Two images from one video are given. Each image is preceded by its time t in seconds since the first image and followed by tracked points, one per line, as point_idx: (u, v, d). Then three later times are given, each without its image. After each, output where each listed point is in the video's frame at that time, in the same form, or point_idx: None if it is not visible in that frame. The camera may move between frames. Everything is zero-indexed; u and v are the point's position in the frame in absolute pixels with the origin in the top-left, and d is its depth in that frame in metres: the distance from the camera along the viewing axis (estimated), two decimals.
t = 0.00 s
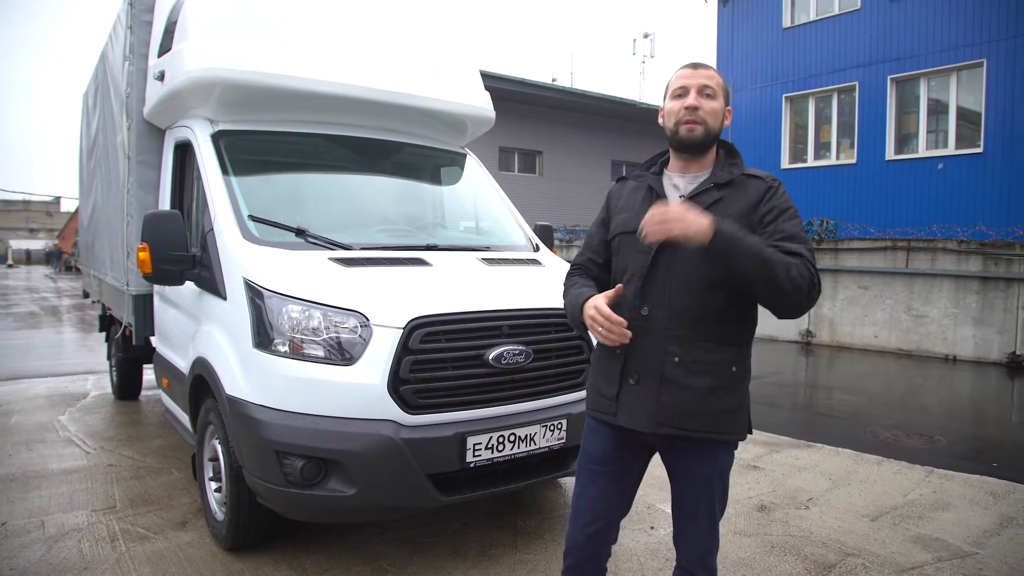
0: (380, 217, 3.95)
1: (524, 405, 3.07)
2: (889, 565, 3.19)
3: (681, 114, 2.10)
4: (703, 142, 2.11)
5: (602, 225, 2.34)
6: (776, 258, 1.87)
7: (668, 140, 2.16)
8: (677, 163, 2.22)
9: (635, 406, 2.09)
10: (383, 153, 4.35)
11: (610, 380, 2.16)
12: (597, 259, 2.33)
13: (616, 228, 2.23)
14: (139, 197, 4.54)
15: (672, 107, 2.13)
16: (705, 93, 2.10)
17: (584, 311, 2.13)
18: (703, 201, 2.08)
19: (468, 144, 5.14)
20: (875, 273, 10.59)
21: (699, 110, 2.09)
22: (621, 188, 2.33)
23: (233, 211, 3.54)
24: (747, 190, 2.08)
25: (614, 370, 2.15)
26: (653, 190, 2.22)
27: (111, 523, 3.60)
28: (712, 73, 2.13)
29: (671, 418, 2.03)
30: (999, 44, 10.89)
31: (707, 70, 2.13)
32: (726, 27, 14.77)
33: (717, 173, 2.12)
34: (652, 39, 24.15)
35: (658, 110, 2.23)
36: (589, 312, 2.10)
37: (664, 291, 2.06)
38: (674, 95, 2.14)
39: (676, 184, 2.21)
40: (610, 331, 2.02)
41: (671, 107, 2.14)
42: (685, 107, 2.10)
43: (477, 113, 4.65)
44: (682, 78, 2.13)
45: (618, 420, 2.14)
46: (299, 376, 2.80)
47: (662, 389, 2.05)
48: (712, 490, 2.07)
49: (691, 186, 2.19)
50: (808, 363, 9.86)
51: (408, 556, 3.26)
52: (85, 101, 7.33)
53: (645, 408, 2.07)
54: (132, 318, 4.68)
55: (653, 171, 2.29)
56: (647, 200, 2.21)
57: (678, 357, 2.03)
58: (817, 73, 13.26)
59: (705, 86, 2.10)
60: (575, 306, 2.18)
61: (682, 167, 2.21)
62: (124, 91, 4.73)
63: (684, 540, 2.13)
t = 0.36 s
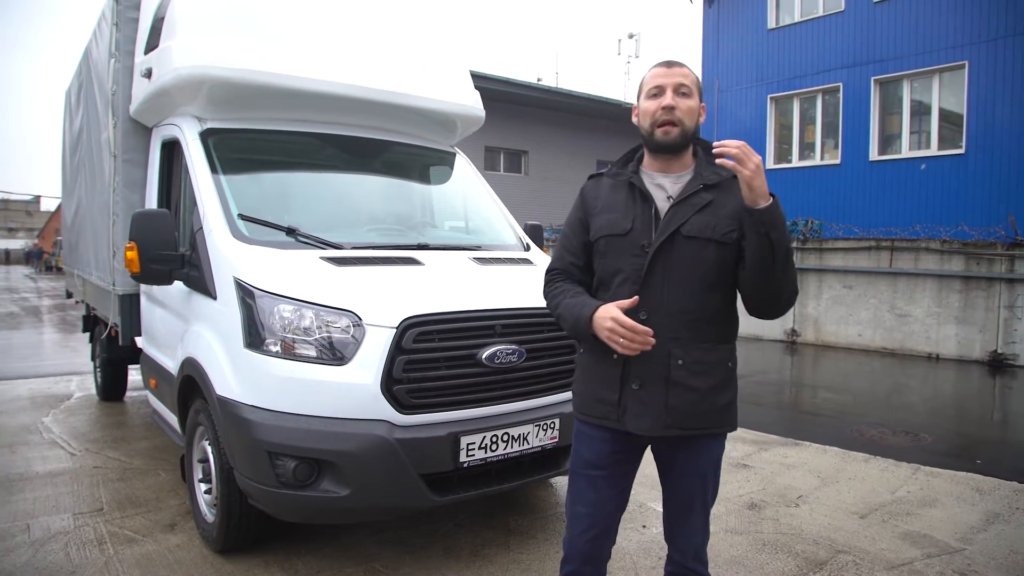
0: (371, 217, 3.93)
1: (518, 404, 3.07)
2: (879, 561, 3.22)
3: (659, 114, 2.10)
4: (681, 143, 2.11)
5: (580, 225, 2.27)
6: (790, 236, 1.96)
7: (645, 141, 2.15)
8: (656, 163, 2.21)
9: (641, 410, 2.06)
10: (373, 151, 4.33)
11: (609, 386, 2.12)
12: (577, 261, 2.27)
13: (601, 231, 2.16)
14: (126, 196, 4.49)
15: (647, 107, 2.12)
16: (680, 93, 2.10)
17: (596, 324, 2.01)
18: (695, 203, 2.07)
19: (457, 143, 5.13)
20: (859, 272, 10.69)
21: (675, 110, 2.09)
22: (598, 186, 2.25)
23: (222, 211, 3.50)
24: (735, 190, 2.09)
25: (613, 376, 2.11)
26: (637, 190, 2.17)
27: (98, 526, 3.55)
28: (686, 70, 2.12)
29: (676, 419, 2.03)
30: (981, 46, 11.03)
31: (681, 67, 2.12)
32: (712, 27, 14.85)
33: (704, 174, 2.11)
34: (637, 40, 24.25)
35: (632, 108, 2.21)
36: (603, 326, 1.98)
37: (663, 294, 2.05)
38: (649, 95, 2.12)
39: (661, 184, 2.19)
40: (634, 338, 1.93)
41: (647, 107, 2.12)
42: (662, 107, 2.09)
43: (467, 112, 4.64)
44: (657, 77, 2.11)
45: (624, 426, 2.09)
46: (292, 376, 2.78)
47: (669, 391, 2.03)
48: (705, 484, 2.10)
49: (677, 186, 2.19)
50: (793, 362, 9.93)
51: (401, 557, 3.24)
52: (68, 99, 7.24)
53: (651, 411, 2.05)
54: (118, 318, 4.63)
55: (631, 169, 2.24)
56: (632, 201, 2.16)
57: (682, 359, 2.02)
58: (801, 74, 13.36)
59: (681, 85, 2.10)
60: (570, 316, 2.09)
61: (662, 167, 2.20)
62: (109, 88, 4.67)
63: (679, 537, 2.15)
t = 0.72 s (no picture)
0: (365, 216, 3.92)
1: (514, 404, 3.06)
2: (873, 558, 3.25)
3: (624, 128, 2.11)
4: (647, 148, 2.13)
5: (552, 227, 2.23)
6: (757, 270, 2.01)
7: (613, 149, 2.16)
8: (627, 162, 2.21)
9: (634, 409, 2.04)
10: (366, 150, 4.31)
11: (598, 388, 2.08)
12: (553, 264, 2.23)
13: (579, 232, 2.13)
14: (115, 194, 4.44)
15: (612, 119, 2.13)
16: (642, 100, 2.10)
17: (592, 329, 1.98)
18: (671, 199, 2.08)
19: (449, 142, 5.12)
20: (846, 271, 10.77)
21: (639, 121, 2.09)
22: (569, 187, 2.22)
23: (216, 209, 3.47)
24: (707, 186, 2.13)
25: (601, 377, 2.08)
26: (611, 189, 2.15)
27: (89, 528, 3.51)
28: (645, 73, 2.11)
29: (668, 415, 2.04)
30: (966, 48, 11.15)
31: (639, 70, 2.11)
32: (700, 28, 14.91)
33: (676, 170, 2.13)
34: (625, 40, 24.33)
35: (596, 115, 2.21)
36: (600, 330, 1.95)
37: (648, 293, 2.05)
38: (612, 105, 2.12)
39: (635, 183, 2.19)
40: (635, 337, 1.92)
41: (612, 118, 2.13)
42: (626, 120, 2.10)
43: (460, 111, 4.62)
44: (616, 86, 2.10)
45: (617, 426, 2.07)
46: (289, 376, 2.76)
47: (661, 387, 2.03)
48: (694, 479, 2.12)
49: (650, 184, 2.20)
50: (781, 361, 9.99)
51: (397, 557, 3.23)
52: (54, 96, 7.17)
53: (645, 409, 2.04)
54: (108, 317, 4.58)
55: (601, 167, 2.22)
56: (607, 200, 2.14)
57: (671, 355, 2.03)
58: (789, 75, 13.45)
59: (641, 92, 2.09)
60: (559, 321, 2.06)
61: (634, 167, 2.21)
62: (98, 85, 4.61)
63: (671, 534, 2.16)
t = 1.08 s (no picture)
0: (363, 216, 3.91)
1: (515, 403, 3.06)
2: (871, 556, 3.27)
3: (603, 119, 2.09)
4: (627, 139, 2.11)
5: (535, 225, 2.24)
6: (723, 301, 1.97)
7: (593, 143, 2.14)
8: (609, 158, 2.19)
9: (610, 409, 2.04)
10: (363, 150, 4.29)
11: (577, 387, 2.08)
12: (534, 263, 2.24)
13: (559, 230, 2.13)
14: (110, 194, 4.41)
15: (591, 111, 2.12)
16: (620, 91, 2.10)
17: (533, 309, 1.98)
18: (651, 195, 2.06)
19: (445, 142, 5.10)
20: (837, 271, 10.83)
21: (618, 111, 2.08)
22: (551, 184, 2.22)
23: (213, 209, 3.45)
24: (689, 182, 2.10)
25: (579, 377, 2.08)
26: (592, 186, 2.14)
27: (84, 530, 3.49)
28: (622, 67, 2.12)
29: (646, 415, 2.02)
30: (956, 50, 11.23)
31: (616, 64, 2.12)
32: (691, 28, 14.94)
33: (658, 166, 2.11)
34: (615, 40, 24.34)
35: (576, 111, 2.21)
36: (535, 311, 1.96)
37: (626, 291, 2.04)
38: (590, 98, 2.12)
39: (616, 179, 2.17)
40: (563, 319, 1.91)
41: (590, 111, 2.13)
42: (605, 110, 2.09)
43: (457, 111, 4.61)
44: (594, 79, 2.11)
45: (594, 426, 2.07)
46: (289, 376, 2.75)
47: (638, 387, 2.02)
48: (680, 481, 2.09)
49: (632, 180, 2.17)
50: (773, 360, 10.03)
51: (397, 557, 3.23)
52: (44, 94, 7.10)
53: (622, 409, 2.03)
54: (102, 317, 4.54)
55: (583, 164, 2.21)
56: (588, 197, 2.13)
57: (649, 355, 2.01)
58: (780, 75, 13.51)
59: (619, 83, 2.10)
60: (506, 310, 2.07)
61: (616, 162, 2.18)
62: (92, 83, 4.58)
63: (659, 535, 2.13)
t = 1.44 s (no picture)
0: (361, 216, 3.90)
1: (515, 403, 3.07)
2: (869, 553, 3.29)
3: (582, 112, 2.09)
4: (610, 127, 2.09)
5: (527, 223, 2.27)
6: (677, 305, 1.86)
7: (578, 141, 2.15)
8: (597, 157, 2.20)
9: (579, 407, 2.02)
10: (361, 149, 4.28)
11: (551, 382, 2.09)
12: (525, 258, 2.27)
13: (540, 227, 2.14)
14: (105, 193, 4.38)
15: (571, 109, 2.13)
16: (596, 84, 2.10)
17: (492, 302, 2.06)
18: (628, 192, 2.02)
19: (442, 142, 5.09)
20: (829, 271, 10.88)
21: (596, 102, 2.08)
22: (545, 185, 2.26)
23: (212, 208, 3.44)
24: (672, 178, 2.04)
25: (553, 372, 2.08)
26: (577, 186, 2.16)
27: (81, 532, 3.46)
28: (598, 63, 2.13)
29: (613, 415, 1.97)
30: (946, 51, 11.30)
31: (592, 62, 2.14)
32: (684, 28, 14.98)
33: (642, 163, 2.08)
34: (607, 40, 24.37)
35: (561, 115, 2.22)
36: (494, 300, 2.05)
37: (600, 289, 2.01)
38: (570, 96, 2.13)
39: (600, 177, 2.18)
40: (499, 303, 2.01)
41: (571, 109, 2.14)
42: (583, 104, 2.09)
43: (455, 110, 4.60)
44: (570, 78, 2.13)
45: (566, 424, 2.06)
46: (289, 376, 2.74)
47: (605, 386, 1.98)
48: (666, 488, 2.01)
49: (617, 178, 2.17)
50: (766, 360, 10.07)
51: (397, 557, 3.22)
52: (36, 93, 7.05)
53: (589, 408, 2.00)
54: (98, 318, 4.51)
55: (575, 167, 2.24)
56: (573, 196, 2.15)
57: (617, 353, 1.98)
58: (772, 75, 13.56)
59: (595, 77, 2.10)
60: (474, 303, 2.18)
61: (603, 160, 2.19)
62: (87, 81, 4.54)
63: (649, 543, 2.05)
